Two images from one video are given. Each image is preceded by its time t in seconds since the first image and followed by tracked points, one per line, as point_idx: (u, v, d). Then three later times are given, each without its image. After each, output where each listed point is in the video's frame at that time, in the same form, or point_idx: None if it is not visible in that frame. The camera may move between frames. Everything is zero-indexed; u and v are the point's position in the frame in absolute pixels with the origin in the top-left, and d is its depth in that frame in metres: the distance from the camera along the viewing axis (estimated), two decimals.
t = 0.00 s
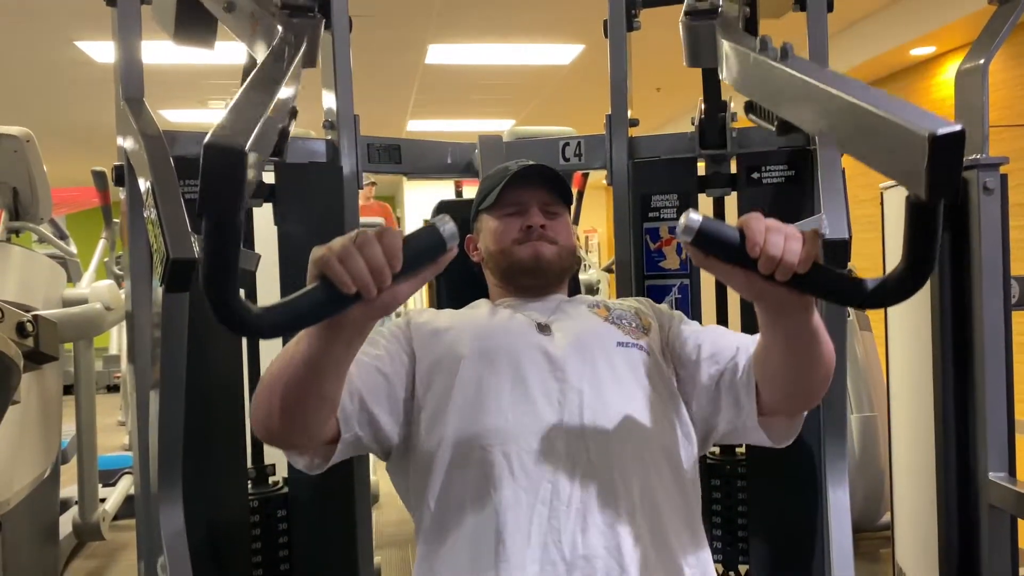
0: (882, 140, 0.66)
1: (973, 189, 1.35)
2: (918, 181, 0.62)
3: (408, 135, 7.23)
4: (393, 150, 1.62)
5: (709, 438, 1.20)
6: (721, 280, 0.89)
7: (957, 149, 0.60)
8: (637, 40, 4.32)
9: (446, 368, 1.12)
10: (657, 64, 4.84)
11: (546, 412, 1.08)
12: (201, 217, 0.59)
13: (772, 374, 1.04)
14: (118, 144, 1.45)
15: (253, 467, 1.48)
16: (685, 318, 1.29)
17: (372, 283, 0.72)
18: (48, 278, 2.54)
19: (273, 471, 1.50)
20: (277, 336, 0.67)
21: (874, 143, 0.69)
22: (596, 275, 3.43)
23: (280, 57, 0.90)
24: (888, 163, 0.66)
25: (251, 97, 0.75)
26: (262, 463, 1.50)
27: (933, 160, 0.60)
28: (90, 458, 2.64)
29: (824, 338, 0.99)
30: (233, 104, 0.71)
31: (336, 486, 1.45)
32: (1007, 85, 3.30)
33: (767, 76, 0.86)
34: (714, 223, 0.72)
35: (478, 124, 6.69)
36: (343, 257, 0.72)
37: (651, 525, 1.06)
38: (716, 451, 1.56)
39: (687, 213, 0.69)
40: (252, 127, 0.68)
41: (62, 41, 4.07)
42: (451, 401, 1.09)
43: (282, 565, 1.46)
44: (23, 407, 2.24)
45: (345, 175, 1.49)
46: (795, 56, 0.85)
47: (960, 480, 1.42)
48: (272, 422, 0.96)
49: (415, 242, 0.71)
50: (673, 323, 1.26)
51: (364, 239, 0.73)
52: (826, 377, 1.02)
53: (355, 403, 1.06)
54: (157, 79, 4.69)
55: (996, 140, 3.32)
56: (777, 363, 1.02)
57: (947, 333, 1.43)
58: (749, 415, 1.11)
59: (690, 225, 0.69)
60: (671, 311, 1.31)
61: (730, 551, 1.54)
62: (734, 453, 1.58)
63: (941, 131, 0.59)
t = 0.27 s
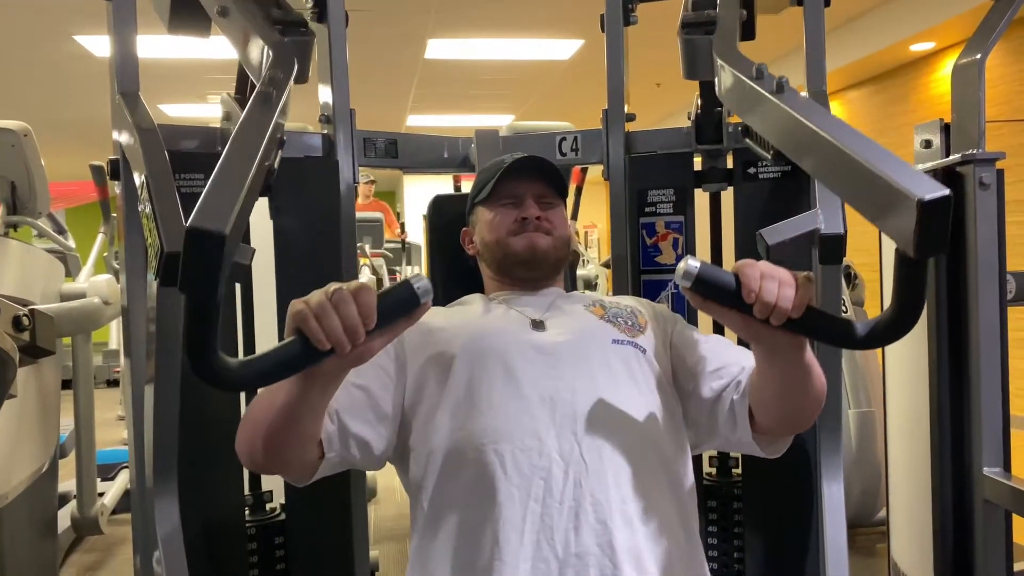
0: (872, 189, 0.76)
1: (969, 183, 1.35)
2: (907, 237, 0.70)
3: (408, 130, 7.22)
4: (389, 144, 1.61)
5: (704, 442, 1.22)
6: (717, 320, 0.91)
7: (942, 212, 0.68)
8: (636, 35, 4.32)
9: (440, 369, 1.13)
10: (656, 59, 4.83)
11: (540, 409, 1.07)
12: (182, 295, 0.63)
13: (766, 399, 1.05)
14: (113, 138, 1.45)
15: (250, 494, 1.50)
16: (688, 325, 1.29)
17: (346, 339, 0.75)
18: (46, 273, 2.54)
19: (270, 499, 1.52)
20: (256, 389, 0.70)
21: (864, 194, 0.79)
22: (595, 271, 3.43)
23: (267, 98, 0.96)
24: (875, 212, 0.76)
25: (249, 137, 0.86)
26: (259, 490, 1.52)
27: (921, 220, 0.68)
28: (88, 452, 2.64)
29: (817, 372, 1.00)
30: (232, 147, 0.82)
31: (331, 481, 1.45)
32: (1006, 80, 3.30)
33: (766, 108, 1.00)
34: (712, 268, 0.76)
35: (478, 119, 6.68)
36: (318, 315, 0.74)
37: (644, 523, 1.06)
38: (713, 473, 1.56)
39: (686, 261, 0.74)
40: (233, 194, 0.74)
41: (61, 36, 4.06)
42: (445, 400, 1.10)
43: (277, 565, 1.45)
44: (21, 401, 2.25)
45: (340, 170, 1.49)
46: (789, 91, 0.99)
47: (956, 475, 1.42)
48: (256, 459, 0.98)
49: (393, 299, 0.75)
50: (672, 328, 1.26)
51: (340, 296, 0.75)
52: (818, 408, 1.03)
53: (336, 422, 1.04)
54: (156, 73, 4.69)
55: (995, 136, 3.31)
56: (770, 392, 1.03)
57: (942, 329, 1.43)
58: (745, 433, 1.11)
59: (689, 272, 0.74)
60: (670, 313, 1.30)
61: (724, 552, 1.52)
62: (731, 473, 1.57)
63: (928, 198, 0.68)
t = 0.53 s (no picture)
0: (868, 228, 0.77)
1: (967, 179, 1.35)
2: (900, 276, 0.71)
3: (407, 126, 7.22)
4: (387, 139, 1.61)
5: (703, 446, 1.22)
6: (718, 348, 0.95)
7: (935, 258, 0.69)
8: (635, 31, 4.31)
9: (438, 366, 1.13)
10: (656, 55, 4.82)
11: (539, 406, 1.08)
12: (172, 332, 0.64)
13: (760, 413, 1.09)
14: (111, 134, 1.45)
15: (250, 511, 1.53)
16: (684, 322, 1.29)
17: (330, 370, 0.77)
18: (44, 268, 2.53)
19: (269, 515, 1.54)
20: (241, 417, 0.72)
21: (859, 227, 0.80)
22: (593, 267, 3.43)
23: (260, 123, 0.97)
24: (869, 250, 0.77)
25: (241, 167, 0.88)
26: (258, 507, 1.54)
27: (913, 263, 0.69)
28: (87, 448, 2.64)
29: (813, 394, 1.04)
30: (227, 170, 0.86)
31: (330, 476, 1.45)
32: (1006, 76, 3.29)
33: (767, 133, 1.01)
34: (711, 300, 0.80)
35: (477, 115, 6.67)
36: (304, 347, 0.76)
37: (644, 518, 1.06)
38: (713, 488, 1.58)
39: (686, 293, 0.78)
40: (216, 234, 0.75)
41: (59, 31, 4.05)
42: (444, 397, 1.10)
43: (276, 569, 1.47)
44: (20, 397, 2.24)
45: (339, 166, 1.48)
46: (788, 116, 1.01)
47: (953, 470, 1.43)
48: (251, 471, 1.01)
49: (375, 329, 0.77)
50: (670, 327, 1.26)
51: (325, 327, 0.77)
52: (810, 423, 1.07)
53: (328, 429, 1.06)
54: (154, 69, 4.67)
55: (994, 132, 3.31)
56: (765, 409, 1.07)
57: (940, 325, 1.43)
58: (743, 441, 1.14)
59: (690, 303, 0.79)
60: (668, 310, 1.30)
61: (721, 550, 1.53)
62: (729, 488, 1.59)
63: (920, 243, 0.69)
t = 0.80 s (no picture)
0: (865, 250, 0.77)
1: (967, 178, 1.35)
2: (898, 301, 0.71)
3: (407, 125, 7.22)
4: (388, 138, 1.61)
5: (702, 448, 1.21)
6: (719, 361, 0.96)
7: (931, 282, 0.69)
8: (635, 30, 4.31)
9: (437, 368, 1.12)
10: (655, 54, 4.82)
11: (538, 406, 1.07)
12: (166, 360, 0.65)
13: (759, 422, 1.11)
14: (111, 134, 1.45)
15: (250, 524, 1.52)
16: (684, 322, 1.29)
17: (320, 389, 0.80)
18: (44, 267, 2.53)
19: (269, 528, 1.54)
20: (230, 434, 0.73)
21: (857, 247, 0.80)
22: (593, 267, 3.43)
23: (257, 140, 0.98)
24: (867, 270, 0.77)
25: (236, 190, 0.87)
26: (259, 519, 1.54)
27: (911, 288, 0.69)
28: (87, 447, 2.64)
29: (811, 402, 1.06)
30: (221, 193, 0.86)
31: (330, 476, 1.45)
32: (1006, 75, 3.30)
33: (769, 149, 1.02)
34: (713, 318, 0.82)
35: (477, 113, 6.67)
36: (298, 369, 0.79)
37: (644, 518, 1.05)
38: (713, 501, 1.58)
39: (689, 312, 0.79)
40: (212, 257, 0.76)
41: (58, 30, 4.04)
42: (443, 398, 1.10)
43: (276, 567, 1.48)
44: (20, 397, 2.24)
45: (339, 166, 1.48)
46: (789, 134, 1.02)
47: (953, 469, 1.43)
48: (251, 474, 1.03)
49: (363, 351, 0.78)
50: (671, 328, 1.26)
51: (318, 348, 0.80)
52: (807, 429, 1.09)
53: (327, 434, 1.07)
54: (153, 68, 4.67)
55: (994, 131, 3.31)
56: (764, 414, 1.09)
57: (940, 325, 1.43)
58: (742, 447, 1.16)
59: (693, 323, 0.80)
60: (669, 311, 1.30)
61: (722, 550, 1.54)
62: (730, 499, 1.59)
63: (917, 269, 0.69)
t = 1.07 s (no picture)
0: (872, 148, 0.73)
1: (967, 178, 1.35)
2: (905, 195, 0.67)
3: (407, 125, 7.22)
4: (387, 139, 1.61)
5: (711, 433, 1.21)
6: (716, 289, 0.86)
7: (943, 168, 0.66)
8: (635, 30, 4.30)
9: (436, 365, 1.12)
10: (655, 54, 4.82)
11: (538, 407, 1.08)
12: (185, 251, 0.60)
13: (769, 371, 1.05)
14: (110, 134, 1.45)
15: (248, 472, 1.49)
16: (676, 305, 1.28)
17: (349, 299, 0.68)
18: (44, 268, 2.53)
19: (268, 476, 1.50)
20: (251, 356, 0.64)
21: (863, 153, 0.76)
22: (594, 267, 3.43)
23: (264, 73, 0.94)
24: (877, 175, 0.73)
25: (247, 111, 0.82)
26: (256, 467, 1.50)
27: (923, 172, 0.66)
28: (88, 447, 2.64)
29: (823, 346, 1.01)
30: (228, 113, 0.81)
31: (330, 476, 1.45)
32: (1005, 75, 3.30)
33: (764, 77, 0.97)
34: (703, 230, 0.72)
35: (477, 114, 6.67)
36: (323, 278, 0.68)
37: (643, 516, 1.06)
38: (713, 449, 1.55)
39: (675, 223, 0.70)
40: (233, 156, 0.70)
41: (58, 31, 4.05)
42: (444, 396, 1.09)
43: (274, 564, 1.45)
44: (20, 397, 2.25)
45: (339, 166, 1.48)
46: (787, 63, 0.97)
47: (953, 468, 1.43)
48: (245, 442, 0.99)
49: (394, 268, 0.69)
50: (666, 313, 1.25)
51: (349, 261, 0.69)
52: (822, 376, 1.04)
53: (337, 407, 1.06)
54: (154, 69, 4.67)
55: (994, 131, 3.31)
56: (772, 367, 1.04)
57: (940, 326, 1.43)
58: (749, 407, 1.11)
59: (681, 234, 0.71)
60: (660, 298, 1.29)
61: (721, 548, 1.51)
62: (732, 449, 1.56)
63: (930, 150, 0.66)
